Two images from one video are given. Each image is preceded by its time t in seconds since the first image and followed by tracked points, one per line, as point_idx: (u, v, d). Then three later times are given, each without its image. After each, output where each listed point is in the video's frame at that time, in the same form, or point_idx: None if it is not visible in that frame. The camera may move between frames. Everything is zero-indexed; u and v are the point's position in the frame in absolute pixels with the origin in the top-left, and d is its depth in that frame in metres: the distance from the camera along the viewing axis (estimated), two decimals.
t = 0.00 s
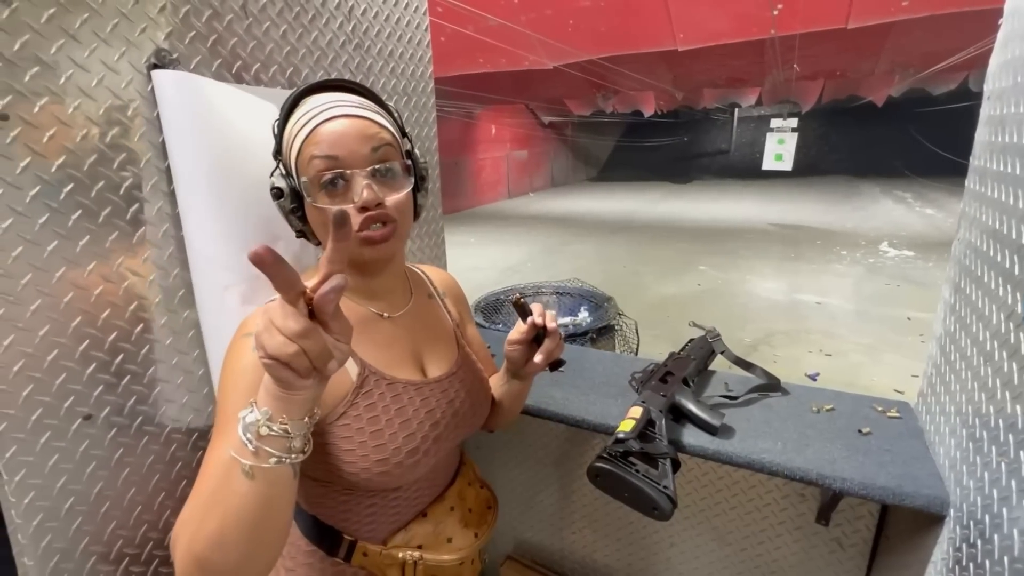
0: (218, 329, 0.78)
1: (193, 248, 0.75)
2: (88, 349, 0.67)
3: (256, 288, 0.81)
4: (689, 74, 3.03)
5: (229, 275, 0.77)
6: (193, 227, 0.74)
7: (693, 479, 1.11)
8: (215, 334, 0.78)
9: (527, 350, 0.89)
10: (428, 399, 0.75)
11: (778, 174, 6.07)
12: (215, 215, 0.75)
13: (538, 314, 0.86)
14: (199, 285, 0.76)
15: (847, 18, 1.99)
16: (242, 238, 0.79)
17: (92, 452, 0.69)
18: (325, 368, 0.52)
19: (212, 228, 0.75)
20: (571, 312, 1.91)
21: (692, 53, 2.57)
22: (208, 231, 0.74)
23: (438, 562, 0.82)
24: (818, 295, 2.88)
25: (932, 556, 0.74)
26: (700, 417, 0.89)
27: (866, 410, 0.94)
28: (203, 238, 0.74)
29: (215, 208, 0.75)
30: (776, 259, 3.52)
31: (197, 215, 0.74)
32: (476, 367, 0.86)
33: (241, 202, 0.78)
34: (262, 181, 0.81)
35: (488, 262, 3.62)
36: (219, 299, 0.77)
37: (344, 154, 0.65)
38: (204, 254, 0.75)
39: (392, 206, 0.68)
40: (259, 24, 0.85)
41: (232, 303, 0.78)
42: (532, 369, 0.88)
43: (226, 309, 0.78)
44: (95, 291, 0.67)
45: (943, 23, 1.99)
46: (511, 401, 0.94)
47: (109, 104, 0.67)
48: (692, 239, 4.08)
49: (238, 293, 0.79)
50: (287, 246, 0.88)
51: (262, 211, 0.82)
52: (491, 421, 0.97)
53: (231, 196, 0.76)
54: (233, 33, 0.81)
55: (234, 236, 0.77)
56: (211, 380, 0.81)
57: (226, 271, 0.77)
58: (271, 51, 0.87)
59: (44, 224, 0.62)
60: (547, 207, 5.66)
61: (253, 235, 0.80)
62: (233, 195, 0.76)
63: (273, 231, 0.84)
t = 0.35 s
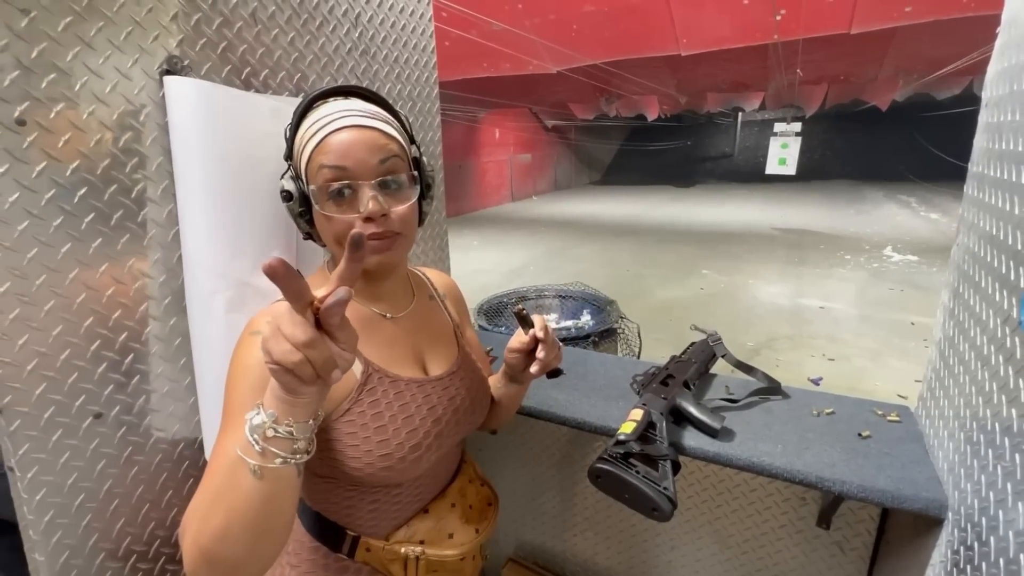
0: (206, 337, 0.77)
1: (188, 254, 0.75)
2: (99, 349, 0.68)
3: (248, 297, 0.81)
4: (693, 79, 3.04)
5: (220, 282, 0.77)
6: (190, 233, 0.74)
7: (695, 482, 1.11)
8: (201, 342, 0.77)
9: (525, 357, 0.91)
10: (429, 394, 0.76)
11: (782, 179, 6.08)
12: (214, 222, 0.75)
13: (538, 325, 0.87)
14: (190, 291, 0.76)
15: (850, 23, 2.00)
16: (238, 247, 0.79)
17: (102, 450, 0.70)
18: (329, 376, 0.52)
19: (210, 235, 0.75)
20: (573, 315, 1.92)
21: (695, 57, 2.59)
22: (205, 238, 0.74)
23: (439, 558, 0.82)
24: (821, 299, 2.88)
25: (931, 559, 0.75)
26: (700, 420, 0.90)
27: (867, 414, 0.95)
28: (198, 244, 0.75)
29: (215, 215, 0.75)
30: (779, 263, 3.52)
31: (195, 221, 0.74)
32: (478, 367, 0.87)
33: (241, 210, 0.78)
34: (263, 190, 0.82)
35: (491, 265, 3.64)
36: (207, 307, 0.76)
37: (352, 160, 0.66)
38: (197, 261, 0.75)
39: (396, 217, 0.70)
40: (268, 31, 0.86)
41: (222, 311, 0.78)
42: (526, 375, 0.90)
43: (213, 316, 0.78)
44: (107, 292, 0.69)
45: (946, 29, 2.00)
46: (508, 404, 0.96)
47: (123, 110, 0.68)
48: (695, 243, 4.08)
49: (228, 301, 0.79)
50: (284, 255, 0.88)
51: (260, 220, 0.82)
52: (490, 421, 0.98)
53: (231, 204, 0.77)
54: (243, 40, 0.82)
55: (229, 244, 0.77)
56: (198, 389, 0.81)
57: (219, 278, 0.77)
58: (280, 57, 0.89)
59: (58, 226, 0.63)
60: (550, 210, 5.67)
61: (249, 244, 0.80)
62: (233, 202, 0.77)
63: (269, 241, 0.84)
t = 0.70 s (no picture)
0: (221, 336, 0.79)
1: (198, 256, 0.76)
2: (101, 351, 0.69)
3: (258, 297, 0.82)
4: (693, 83, 3.05)
5: (232, 283, 0.78)
6: (200, 235, 0.75)
7: (693, 485, 1.12)
8: (217, 342, 0.79)
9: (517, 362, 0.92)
10: (426, 398, 0.77)
11: (782, 182, 6.09)
12: (221, 224, 0.75)
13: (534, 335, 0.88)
14: (203, 293, 0.77)
15: (849, 28, 2.00)
16: (247, 248, 0.80)
17: (104, 452, 0.70)
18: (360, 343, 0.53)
19: (218, 238, 0.75)
20: (573, 318, 1.92)
21: (695, 61, 2.60)
22: (210, 241, 0.75)
23: (433, 562, 0.82)
24: (821, 302, 2.89)
25: (928, 562, 0.75)
26: (699, 422, 0.90)
27: (865, 417, 0.95)
28: (209, 246, 0.75)
29: (223, 217, 0.75)
30: (778, 266, 3.53)
31: (204, 224, 0.75)
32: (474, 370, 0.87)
33: (248, 212, 0.79)
34: (268, 191, 0.82)
35: (491, 268, 3.64)
36: (224, 306, 0.78)
37: (351, 164, 0.67)
38: (210, 262, 0.76)
39: (393, 219, 0.70)
40: (270, 36, 0.87)
41: (235, 312, 0.79)
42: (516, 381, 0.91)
43: (230, 317, 0.79)
44: (109, 295, 0.69)
45: (945, 34, 2.01)
46: (500, 408, 0.96)
47: (126, 114, 0.69)
48: (695, 246, 4.09)
49: (241, 301, 0.80)
50: (291, 255, 0.89)
51: (266, 221, 0.83)
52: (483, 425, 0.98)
53: (238, 205, 0.77)
54: (245, 45, 0.83)
55: (239, 245, 0.78)
56: (209, 389, 0.82)
57: (230, 279, 0.78)
58: (281, 61, 0.90)
59: (62, 230, 0.64)
60: (550, 213, 5.68)
61: (257, 245, 0.81)
62: (240, 204, 0.78)
63: (276, 241, 0.85)
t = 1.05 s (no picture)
0: (213, 336, 0.79)
1: (193, 257, 0.76)
2: (97, 353, 0.69)
3: (253, 298, 0.82)
4: (691, 85, 3.05)
5: (226, 284, 0.78)
6: (195, 236, 0.75)
7: (690, 487, 1.12)
8: (210, 342, 0.79)
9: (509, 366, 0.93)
10: (420, 398, 0.77)
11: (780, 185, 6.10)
12: (216, 227, 0.76)
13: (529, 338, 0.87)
14: (197, 293, 0.77)
15: (846, 31, 2.01)
16: (243, 249, 0.80)
17: (99, 455, 0.70)
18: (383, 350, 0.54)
19: (212, 238, 0.76)
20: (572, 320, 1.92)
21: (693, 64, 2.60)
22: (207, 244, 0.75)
23: (431, 559, 0.82)
24: (819, 304, 2.89)
25: (924, 564, 0.75)
26: (696, 424, 0.90)
27: (861, 419, 0.96)
28: (205, 247, 0.75)
29: (218, 219, 0.76)
30: (777, 268, 3.53)
31: (200, 225, 0.75)
32: (466, 370, 0.88)
33: (243, 213, 0.79)
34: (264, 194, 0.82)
35: (489, 270, 3.64)
36: (217, 306, 0.78)
37: (348, 164, 0.67)
38: (205, 263, 0.76)
39: (388, 221, 0.70)
40: (267, 39, 0.87)
41: (229, 312, 0.79)
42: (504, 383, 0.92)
43: (223, 317, 0.79)
44: (105, 297, 0.69)
45: (941, 37, 2.01)
46: (490, 408, 0.96)
47: (123, 116, 0.69)
48: (693, 247, 4.09)
49: (235, 301, 0.80)
50: (286, 257, 0.89)
51: (263, 223, 0.83)
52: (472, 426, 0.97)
53: (234, 207, 0.77)
54: (242, 48, 0.83)
55: (234, 246, 0.78)
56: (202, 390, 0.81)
57: (225, 280, 0.78)
58: (278, 64, 0.90)
59: (58, 232, 0.64)
60: (549, 215, 5.68)
61: (253, 246, 0.81)
62: (235, 206, 0.78)
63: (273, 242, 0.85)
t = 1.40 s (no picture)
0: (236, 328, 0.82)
1: (211, 255, 0.78)
2: (95, 354, 0.69)
3: (269, 288, 0.85)
4: (689, 86, 3.06)
5: (245, 278, 0.81)
6: (210, 235, 0.77)
7: (687, 487, 1.12)
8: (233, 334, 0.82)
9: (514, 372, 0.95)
10: (418, 394, 0.77)
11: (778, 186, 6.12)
12: (228, 224, 0.77)
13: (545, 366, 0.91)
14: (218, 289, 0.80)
15: (843, 32, 2.02)
16: (255, 242, 0.82)
17: (96, 456, 0.70)
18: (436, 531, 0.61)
19: (226, 236, 0.78)
20: (570, 320, 1.92)
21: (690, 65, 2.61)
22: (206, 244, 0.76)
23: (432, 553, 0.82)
24: (817, 305, 2.90)
25: (919, 563, 0.75)
26: (693, 424, 0.90)
27: (857, 419, 0.96)
28: (221, 245, 0.78)
29: (229, 216, 0.77)
30: (775, 268, 3.54)
31: (214, 224, 0.77)
32: (455, 368, 0.88)
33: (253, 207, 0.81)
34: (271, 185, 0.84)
35: (488, 271, 3.65)
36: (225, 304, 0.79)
37: (407, 181, 0.70)
38: (224, 261, 0.78)
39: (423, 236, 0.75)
40: (264, 41, 0.87)
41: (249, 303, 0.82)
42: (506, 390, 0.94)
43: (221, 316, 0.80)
44: (103, 298, 0.69)
45: (937, 38, 2.02)
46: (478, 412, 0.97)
47: (120, 118, 0.69)
48: (691, 248, 4.11)
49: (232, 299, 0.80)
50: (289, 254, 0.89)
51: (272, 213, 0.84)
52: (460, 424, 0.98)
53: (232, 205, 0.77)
54: (240, 49, 0.83)
55: (247, 241, 0.80)
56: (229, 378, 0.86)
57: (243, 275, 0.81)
58: (276, 65, 0.90)
59: (55, 233, 0.64)
60: (548, 215, 5.69)
61: (266, 238, 0.83)
62: (244, 202, 0.79)
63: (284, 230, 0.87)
